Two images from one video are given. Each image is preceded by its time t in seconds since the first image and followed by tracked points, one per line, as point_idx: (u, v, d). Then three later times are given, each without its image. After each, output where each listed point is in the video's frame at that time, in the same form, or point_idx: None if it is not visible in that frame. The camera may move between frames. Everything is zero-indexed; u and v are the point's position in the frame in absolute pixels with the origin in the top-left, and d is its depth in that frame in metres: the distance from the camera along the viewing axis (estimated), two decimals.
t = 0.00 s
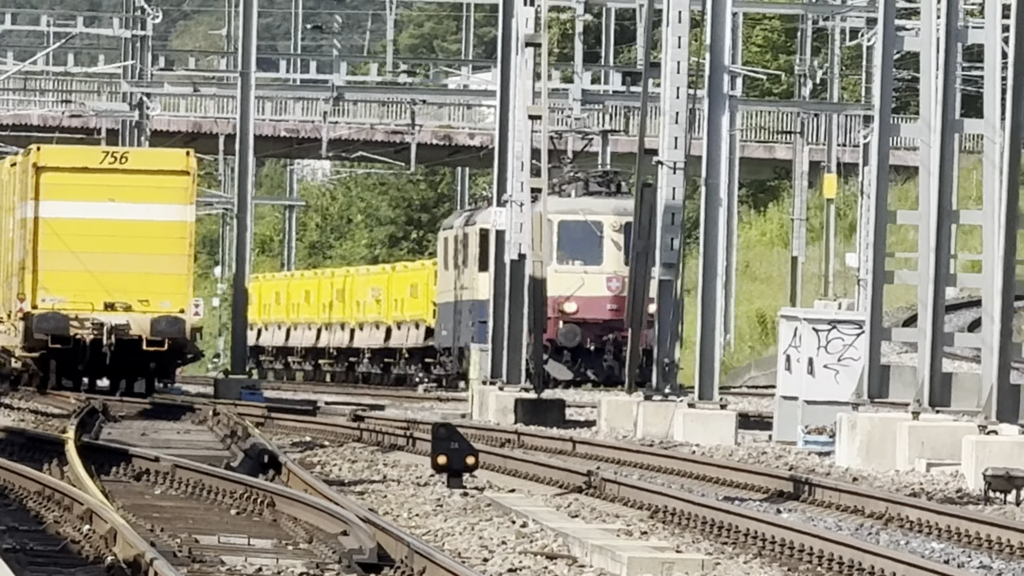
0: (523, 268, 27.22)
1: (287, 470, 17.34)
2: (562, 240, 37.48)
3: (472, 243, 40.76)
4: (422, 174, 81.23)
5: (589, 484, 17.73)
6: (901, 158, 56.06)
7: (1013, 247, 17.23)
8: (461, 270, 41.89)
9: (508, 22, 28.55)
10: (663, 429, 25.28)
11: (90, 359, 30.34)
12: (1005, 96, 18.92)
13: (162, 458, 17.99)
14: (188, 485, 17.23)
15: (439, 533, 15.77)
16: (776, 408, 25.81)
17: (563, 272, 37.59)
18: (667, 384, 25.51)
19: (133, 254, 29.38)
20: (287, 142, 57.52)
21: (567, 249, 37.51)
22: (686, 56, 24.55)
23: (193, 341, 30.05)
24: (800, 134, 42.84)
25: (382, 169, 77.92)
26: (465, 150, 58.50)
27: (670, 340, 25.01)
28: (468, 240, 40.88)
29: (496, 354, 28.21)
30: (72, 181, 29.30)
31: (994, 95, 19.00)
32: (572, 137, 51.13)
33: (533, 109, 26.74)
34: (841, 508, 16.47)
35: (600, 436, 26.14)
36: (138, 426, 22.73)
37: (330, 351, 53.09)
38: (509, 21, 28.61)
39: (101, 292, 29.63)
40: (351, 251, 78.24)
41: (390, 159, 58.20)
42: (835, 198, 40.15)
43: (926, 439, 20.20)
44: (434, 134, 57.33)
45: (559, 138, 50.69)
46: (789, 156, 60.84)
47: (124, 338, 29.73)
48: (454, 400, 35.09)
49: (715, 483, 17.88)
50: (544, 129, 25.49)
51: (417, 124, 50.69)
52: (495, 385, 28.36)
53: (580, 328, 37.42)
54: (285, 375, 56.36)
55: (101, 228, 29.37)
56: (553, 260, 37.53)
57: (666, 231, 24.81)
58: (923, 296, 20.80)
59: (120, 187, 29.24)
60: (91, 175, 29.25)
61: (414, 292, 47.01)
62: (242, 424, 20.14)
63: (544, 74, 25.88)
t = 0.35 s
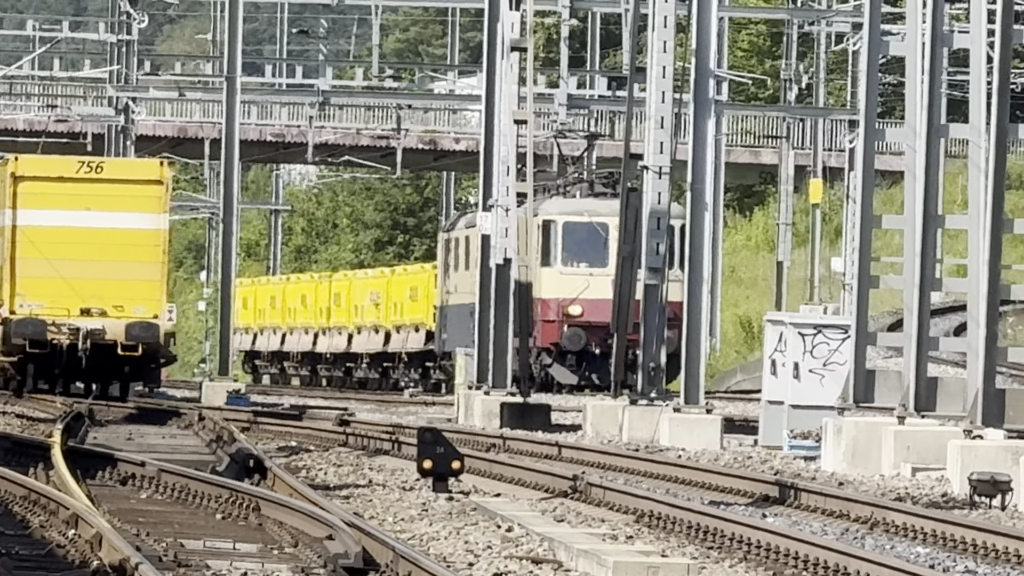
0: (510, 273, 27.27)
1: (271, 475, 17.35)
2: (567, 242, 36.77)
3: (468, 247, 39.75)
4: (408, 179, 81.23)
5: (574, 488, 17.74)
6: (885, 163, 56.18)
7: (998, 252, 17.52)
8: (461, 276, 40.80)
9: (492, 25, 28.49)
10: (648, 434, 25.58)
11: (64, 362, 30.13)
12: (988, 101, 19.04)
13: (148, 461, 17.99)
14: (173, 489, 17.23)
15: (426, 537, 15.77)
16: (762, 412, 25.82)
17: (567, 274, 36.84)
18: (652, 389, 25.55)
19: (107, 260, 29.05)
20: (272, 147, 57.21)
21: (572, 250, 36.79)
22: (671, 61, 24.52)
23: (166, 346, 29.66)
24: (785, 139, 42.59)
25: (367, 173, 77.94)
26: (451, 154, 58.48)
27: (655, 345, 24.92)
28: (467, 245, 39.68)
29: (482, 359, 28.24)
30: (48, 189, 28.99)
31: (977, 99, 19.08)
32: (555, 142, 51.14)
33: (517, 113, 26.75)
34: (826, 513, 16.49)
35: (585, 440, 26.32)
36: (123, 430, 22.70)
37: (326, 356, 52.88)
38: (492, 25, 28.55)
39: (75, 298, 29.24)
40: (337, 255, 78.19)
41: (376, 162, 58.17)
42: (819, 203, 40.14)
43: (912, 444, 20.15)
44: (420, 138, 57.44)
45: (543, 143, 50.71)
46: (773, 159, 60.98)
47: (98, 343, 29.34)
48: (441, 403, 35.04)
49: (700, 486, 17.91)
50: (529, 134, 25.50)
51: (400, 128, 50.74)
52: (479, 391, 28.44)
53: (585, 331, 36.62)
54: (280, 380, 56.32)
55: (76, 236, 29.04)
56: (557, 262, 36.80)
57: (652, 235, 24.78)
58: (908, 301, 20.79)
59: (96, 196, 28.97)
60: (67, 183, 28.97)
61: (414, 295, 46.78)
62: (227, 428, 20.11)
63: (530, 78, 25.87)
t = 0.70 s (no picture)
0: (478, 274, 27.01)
1: (240, 475, 17.36)
2: (556, 240, 36.65)
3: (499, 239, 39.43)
4: (375, 181, 81.07)
5: (543, 488, 17.74)
6: (853, 162, 56.58)
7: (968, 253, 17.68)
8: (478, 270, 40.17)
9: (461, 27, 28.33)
10: (617, 434, 25.44)
11: (27, 360, 30.62)
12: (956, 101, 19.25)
13: (118, 463, 18.00)
14: (142, 490, 17.24)
15: (394, 538, 15.76)
16: (729, 414, 25.47)
17: (556, 273, 36.79)
18: (622, 391, 25.49)
19: (66, 263, 30.00)
20: (241, 147, 57.32)
21: (561, 248, 36.68)
22: (641, 60, 24.36)
23: (124, 345, 30.58)
24: (756, 139, 42.50)
25: (336, 173, 77.75)
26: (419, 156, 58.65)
27: (626, 344, 24.76)
28: (504, 235, 39.02)
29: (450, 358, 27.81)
30: (8, 195, 29.94)
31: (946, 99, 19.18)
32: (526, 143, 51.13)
33: (486, 114, 26.61)
34: (796, 513, 16.48)
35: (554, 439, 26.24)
36: (91, 432, 22.65)
37: (307, 357, 52.81)
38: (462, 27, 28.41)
39: (35, 299, 30.10)
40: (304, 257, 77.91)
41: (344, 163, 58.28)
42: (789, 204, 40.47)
43: (880, 444, 20.18)
44: (389, 139, 57.66)
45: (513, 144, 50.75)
46: (743, 160, 61.01)
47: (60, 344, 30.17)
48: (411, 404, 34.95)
49: (669, 487, 17.95)
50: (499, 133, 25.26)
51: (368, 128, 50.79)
52: (449, 391, 28.29)
53: (574, 330, 36.74)
54: (261, 380, 56.25)
55: (35, 239, 30.00)
56: (546, 260, 36.76)
57: (621, 234, 24.46)
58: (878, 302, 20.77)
59: (55, 200, 29.96)
60: (26, 188, 29.92)
61: (395, 295, 46.52)
62: (196, 430, 20.11)
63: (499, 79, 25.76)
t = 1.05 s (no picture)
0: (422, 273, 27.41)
1: (186, 475, 17.40)
2: (519, 236, 36.30)
3: (461, 238, 38.73)
4: (319, 178, 80.70)
5: (488, 487, 17.75)
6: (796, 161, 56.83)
7: (910, 254, 17.67)
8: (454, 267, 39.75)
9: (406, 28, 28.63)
10: (563, 433, 25.27)
11: None
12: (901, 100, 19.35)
13: (63, 463, 18.04)
14: (87, 490, 17.27)
15: (338, 537, 15.74)
16: (676, 412, 25.71)
17: (520, 270, 36.51)
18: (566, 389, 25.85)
19: None
20: (184, 146, 57.13)
21: (525, 244, 36.39)
22: (585, 60, 24.79)
23: (57, 347, 29.29)
24: (700, 137, 42.49)
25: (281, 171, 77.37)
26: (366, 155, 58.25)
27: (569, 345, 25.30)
28: (457, 233, 39.45)
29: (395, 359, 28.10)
30: None
31: (891, 97, 19.75)
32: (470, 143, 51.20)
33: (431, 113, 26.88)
34: (740, 511, 16.49)
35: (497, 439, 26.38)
36: (35, 432, 22.51)
37: (264, 356, 52.46)
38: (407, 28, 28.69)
39: None
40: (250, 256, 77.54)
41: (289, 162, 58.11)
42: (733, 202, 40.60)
43: (825, 443, 20.21)
44: (334, 138, 57.29)
45: (457, 144, 50.84)
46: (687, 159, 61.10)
47: None
48: (356, 403, 34.85)
49: (613, 486, 18.01)
50: (444, 132, 25.67)
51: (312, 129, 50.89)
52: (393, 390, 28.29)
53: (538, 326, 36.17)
54: (217, 380, 55.93)
55: None
56: (510, 257, 36.46)
57: (566, 232, 24.88)
58: (822, 300, 21.13)
59: None
60: None
61: (354, 294, 46.07)
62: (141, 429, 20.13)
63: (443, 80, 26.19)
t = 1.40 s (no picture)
0: (345, 273, 27.51)
1: (108, 476, 17.55)
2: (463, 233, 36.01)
3: (403, 235, 38.34)
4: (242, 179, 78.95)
5: (410, 487, 17.86)
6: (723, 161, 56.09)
7: (832, 255, 18.02)
8: (393, 265, 39.44)
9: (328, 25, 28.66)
10: (484, 433, 25.53)
11: None
12: (823, 101, 19.81)
13: None
14: (8, 490, 17.42)
15: (261, 537, 15.69)
16: (598, 413, 25.81)
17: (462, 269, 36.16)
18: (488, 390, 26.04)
19: None
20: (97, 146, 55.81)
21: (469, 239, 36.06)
22: (507, 61, 25.14)
23: None
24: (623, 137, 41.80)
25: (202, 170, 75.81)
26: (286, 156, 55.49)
27: (492, 345, 25.63)
28: (393, 235, 39.20)
29: (319, 359, 28.38)
30: None
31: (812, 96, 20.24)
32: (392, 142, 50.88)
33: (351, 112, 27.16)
34: (661, 512, 16.55)
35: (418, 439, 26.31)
36: None
37: (197, 356, 51.03)
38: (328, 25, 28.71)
39: None
40: (170, 256, 75.73)
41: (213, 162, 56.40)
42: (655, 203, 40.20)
43: (747, 443, 20.40)
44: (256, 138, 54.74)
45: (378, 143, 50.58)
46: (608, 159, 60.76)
47: None
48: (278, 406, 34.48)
49: (537, 486, 18.15)
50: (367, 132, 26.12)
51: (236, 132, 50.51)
52: (317, 391, 28.40)
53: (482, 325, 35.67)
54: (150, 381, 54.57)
55: None
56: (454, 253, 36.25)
57: (489, 234, 25.30)
58: (744, 299, 21.48)
59: None
60: None
61: (291, 292, 44.71)
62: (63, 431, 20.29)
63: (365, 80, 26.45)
